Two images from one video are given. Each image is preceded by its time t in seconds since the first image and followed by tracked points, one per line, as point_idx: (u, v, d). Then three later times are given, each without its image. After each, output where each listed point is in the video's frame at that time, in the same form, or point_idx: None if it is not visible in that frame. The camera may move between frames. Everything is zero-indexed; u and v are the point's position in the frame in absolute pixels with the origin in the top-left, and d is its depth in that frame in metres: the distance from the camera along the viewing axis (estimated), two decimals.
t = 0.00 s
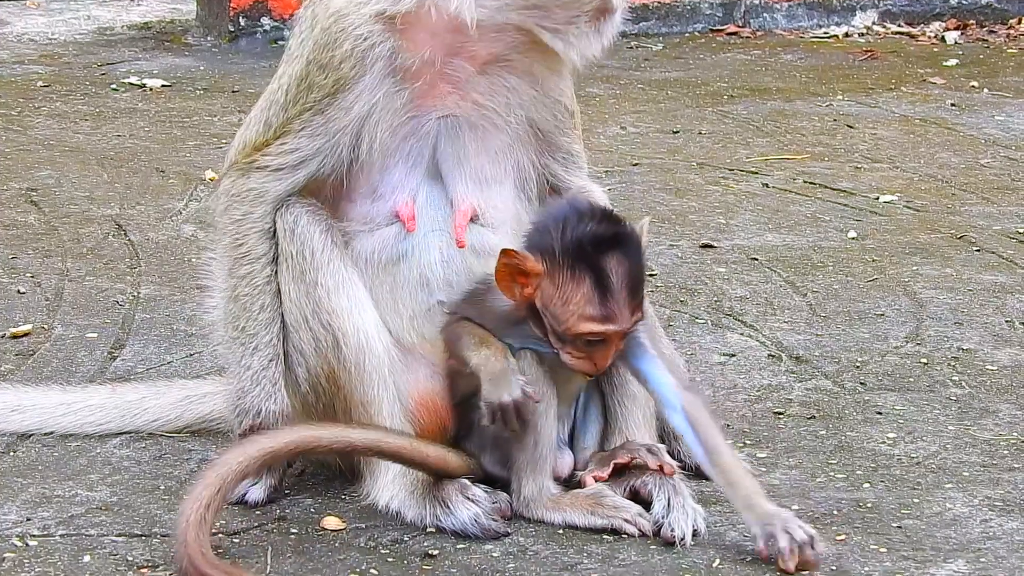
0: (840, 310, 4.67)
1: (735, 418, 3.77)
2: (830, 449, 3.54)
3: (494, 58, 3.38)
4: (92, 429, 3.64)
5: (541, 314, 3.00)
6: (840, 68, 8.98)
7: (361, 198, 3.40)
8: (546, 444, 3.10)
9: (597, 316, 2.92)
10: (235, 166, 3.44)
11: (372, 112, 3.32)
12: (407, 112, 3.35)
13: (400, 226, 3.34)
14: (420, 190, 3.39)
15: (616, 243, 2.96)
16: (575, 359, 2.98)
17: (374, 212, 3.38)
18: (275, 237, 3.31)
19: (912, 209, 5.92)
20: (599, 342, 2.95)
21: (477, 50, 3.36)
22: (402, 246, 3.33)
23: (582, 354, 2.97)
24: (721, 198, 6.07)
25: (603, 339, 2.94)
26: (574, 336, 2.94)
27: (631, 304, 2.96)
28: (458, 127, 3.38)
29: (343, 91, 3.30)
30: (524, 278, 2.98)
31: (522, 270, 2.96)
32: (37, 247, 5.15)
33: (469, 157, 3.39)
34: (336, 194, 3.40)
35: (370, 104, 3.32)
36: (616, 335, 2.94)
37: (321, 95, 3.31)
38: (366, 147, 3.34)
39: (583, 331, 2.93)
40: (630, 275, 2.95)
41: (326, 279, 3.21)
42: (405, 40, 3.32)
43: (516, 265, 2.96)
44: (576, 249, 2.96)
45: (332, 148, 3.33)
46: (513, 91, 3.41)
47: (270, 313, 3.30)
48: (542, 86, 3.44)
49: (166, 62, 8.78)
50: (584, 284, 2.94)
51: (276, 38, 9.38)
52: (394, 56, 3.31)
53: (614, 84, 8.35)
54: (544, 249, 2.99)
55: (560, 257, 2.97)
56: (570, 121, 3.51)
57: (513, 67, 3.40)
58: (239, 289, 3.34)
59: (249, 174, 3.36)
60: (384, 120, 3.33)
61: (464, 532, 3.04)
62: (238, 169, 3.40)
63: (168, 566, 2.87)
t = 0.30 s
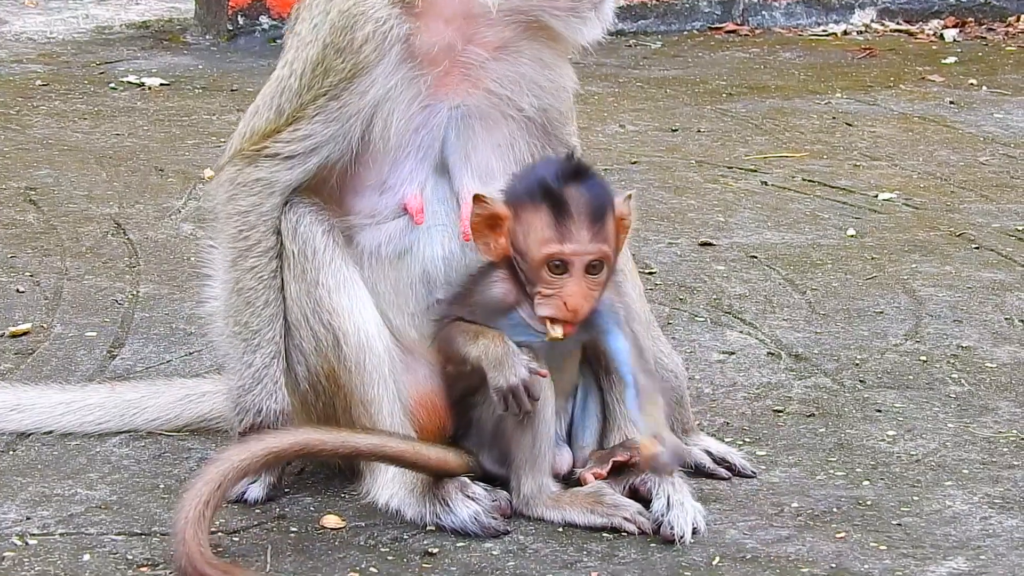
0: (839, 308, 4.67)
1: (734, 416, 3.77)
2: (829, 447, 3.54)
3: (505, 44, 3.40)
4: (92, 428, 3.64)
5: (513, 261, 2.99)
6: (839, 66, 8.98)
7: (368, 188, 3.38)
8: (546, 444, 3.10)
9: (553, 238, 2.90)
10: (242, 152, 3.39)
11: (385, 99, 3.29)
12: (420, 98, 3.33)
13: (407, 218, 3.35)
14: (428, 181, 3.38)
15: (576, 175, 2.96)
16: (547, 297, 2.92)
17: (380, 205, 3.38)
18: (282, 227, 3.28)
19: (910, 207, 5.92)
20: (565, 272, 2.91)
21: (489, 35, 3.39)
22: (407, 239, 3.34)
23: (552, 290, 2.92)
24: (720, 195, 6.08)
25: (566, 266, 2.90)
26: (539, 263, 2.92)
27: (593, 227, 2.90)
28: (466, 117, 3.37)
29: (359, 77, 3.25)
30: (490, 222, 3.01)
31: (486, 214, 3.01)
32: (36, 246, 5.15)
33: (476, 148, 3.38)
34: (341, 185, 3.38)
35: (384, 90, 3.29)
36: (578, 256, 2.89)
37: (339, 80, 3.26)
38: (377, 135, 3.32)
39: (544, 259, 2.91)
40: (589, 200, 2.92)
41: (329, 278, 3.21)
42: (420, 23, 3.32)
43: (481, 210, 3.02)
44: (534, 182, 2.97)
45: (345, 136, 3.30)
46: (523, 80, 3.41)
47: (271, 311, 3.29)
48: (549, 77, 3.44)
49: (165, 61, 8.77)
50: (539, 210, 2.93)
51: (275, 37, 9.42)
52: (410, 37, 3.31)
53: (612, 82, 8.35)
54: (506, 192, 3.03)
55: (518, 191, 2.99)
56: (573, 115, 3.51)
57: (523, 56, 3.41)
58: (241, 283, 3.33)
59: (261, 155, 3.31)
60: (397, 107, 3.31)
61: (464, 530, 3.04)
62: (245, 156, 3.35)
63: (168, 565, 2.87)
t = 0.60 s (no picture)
0: (839, 304, 4.67)
1: (734, 412, 3.77)
2: (829, 443, 3.54)
3: (506, 37, 3.40)
4: (92, 425, 3.64)
5: (501, 253, 3.04)
6: (839, 62, 8.98)
7: (366, 180, 3.36)
8: (546, 440, 3.09)
9: (533, 222, 2.95)
10: (242, 143, 3.36)
11: (386, 88, 3.28)
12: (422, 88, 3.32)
13: (406, 212, 3.34)
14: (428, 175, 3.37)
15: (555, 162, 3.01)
16: (533, 283, 2.96)
17: (378, 199, 3.36)
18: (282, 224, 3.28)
19: (910, 202, 5.92)
20: (547, 255, 2.95)
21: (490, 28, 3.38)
22: (408, 233, 3.35)
23: (538, 273, 2.95)
24: (720, 191, 6.08)
25: (548, 247, 2.95)
26: (522, 248, 2.96)
27: (572, 208, 2.96)
28: (466, 110, 3.37)
29: (362, 63, 3.24)
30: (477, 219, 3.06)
31: (474, 212, 3.07)
32: (36, 243, 5.15)
33: (474, 141, 3.39)
34: (342, 180, 3.36)
35: (386, 78, 3.27)
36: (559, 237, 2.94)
37: (343, 67, 3.23)
38: (376, 125, 3.31)
39: (525, 245, 2.96)
40: (568, 184, 2.98)
41: (327, 275, 3.21)
42: (422, 15, 3.32)
43: (468, 208, 3.08)
44: (514, 174, 3.03)
45: (347, 126, 3.27)
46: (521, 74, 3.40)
47: (270, 307, 3.29)
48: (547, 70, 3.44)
49: (165, 57, 8.77)
50: (518, 199, 2.98)
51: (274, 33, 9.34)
52: (411, 30, 3.30)
53: (611, 78, 8.35)
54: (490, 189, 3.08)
55: (503, 183, 3.05)
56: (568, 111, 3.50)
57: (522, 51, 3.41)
58: (241, 276, 3.33)
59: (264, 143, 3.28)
60: (398, 98, 3.30)
61: (464, 527, 3.04)
62: (247, 147, 3.32)
63: (168, 561, 2.86)
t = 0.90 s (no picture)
0: (838, 300, 4.67)
1: (733, 408, 3.78)
2: (828, 439, 3.54)
3: (505, 32, 3.39)
4: (90, 421, 3.63)
5: (507, 243, 3.06)
6: (837, 58, 8.98)
7: (365, 173, 3.36)
8: (546, 437, 3.09)
9: (537, 205, 2.97)
10: (241, 138, 3.33)
11: (385, 82, 3.28)
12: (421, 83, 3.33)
13: (406, 207, 3.34)
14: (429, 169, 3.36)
15: (558, 151, 3.04)
16: (538, 265, 2.99)
17: (377, 193, 3.36)
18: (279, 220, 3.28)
19: (909, 199, 5.92)
20: (552, 237, 2.97)
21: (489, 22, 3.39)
22: (407, 228, 3.35)
23: (543, 256, 2.98)
24: (718, 187, 6.08)
25: (553, 229, 2.97)
26: (527, 231, 2.99)
27: (576, 191, 2.98)
28: (466, 104, 3.36)
29: (362, 58, 3.23)
30: (483, 211, 3.09)
31: (481, 204, 3.09)
32: (34, 239, 5.14)
33: (475, 136, 3.38)
34: (341, 177, 3.36)
35: (385, 72, 3.28)
36: (563, 218, 2.96)
37: (343, 61, 3.23)
38: (375, 118, 3.31)
39: (530, 227, 2.98)
40: (571, 169, 3.00)
41: (325, 272, 3.21)
42: (419, 10, 3.34)
43: (475, 201, 3.11)
44: (518, 163, 3.06)
45: (346, 120, 3.27)
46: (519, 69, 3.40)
47: (268, 305, 3.29)
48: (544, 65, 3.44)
49: (163, 54, 8.77)
50: (521, 185, 3.01)
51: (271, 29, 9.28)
52: (410, 27, 3.32)
53: (610, 74, 8.34)
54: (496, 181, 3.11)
55: (506, 175, 3.07)
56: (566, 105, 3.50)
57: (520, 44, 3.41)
58: (238, 273, 3.32)
59: (264, 137, 3.27)
60: (396, 93, 3.30)
61: (463, 522, 3.04)
62: (246, 143, 3.30)
63: (167, 557, 2.86)
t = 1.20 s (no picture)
0: (835, 297, 4.67)
1: (731, 405, 3.78)
2: (826, 436, 3.54)
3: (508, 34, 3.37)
4: (88, 417, 3.63)
5: (501, 232, 3.05)
6: (834, 55, 8.98)
7: (370, 181, 3.40)
8: (545, 433, 3.08)
9: (528, 195, 2.95)
10: (244, 156, 3.45)
11: (370, 99, 3.32)
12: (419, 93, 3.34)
13: (414, 209, 3.35)
14: (433, 174, 3.39)
15: (554, 142, 3.02)
16: (528, 255, 2.97)
17: (386, 197, 3.38)
18: (270, 228, 3.29)
19: (906, 196, 5.92)
20: (542, 227, 2.95)
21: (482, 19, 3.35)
22: (415, 229, 3.36)
23: (533, 247, 2.96)
24: (715, 184, 6.08)
25: (543, 221, 2.94)
26: (517, 222, 2.97)
27: (568, 183, 2.95)
28: (470, 108, 3.36)
29: (345, 76, 3.30)
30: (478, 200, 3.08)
31: (475, 193, 3.08)
32: (31, 236, 5.14)
33: (481, 139, 3.39)
34: (345, 183, 3.40)
35: (375, 86, 3.32)
36: (553, 209, 2.93)
37: (325, 85, 3.31)
38: (372, 127, 3.34)
39: (520, 217, 2.96)
40: (565, 161, 2.97)
41: (327, 266, 3.20)
42: (405, 22, 3.31)
43: (471, 190, 3.10)
44: (513, 152, 3.04)
45: (337, 135, 3.33)
46: (522, 71, 3.38)
47: (266, 297, 3.27)
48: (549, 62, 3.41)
49: (160, 51, 8.76)
50: (514, 174, 2.99)
51: (269, 27, 9.31)
52: (397, 40, 3.31)
53: (607, 71, 8.34)
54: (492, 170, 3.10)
55: (499, 164, 3.05)
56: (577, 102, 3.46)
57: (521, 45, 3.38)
58: (237, 276, 3.33)
59: (256, 160, 3.37)
60: (391, 104, 3.32)
61: (461, 519, 3.04)
62: (248, 158, 3.41)
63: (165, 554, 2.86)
